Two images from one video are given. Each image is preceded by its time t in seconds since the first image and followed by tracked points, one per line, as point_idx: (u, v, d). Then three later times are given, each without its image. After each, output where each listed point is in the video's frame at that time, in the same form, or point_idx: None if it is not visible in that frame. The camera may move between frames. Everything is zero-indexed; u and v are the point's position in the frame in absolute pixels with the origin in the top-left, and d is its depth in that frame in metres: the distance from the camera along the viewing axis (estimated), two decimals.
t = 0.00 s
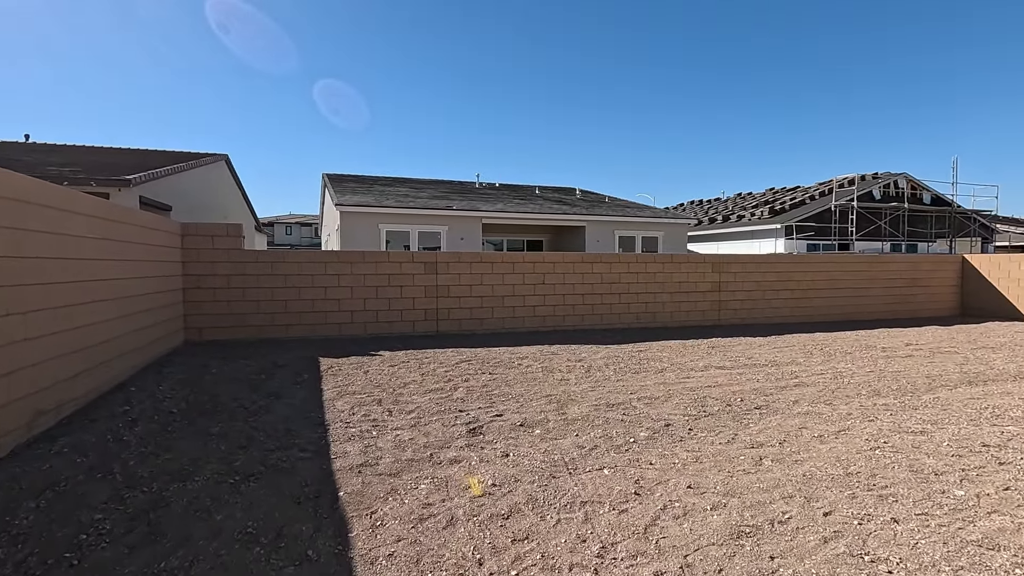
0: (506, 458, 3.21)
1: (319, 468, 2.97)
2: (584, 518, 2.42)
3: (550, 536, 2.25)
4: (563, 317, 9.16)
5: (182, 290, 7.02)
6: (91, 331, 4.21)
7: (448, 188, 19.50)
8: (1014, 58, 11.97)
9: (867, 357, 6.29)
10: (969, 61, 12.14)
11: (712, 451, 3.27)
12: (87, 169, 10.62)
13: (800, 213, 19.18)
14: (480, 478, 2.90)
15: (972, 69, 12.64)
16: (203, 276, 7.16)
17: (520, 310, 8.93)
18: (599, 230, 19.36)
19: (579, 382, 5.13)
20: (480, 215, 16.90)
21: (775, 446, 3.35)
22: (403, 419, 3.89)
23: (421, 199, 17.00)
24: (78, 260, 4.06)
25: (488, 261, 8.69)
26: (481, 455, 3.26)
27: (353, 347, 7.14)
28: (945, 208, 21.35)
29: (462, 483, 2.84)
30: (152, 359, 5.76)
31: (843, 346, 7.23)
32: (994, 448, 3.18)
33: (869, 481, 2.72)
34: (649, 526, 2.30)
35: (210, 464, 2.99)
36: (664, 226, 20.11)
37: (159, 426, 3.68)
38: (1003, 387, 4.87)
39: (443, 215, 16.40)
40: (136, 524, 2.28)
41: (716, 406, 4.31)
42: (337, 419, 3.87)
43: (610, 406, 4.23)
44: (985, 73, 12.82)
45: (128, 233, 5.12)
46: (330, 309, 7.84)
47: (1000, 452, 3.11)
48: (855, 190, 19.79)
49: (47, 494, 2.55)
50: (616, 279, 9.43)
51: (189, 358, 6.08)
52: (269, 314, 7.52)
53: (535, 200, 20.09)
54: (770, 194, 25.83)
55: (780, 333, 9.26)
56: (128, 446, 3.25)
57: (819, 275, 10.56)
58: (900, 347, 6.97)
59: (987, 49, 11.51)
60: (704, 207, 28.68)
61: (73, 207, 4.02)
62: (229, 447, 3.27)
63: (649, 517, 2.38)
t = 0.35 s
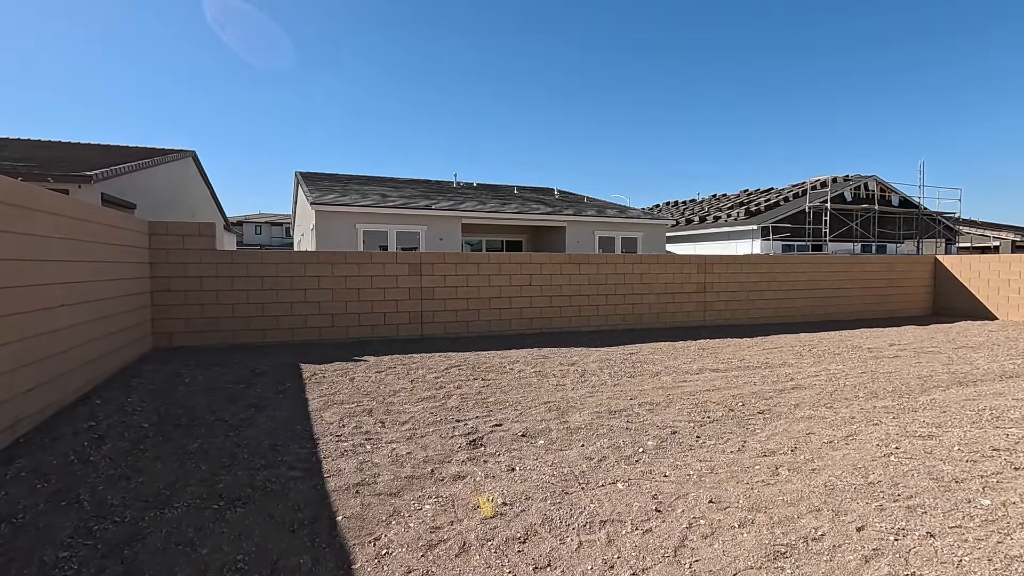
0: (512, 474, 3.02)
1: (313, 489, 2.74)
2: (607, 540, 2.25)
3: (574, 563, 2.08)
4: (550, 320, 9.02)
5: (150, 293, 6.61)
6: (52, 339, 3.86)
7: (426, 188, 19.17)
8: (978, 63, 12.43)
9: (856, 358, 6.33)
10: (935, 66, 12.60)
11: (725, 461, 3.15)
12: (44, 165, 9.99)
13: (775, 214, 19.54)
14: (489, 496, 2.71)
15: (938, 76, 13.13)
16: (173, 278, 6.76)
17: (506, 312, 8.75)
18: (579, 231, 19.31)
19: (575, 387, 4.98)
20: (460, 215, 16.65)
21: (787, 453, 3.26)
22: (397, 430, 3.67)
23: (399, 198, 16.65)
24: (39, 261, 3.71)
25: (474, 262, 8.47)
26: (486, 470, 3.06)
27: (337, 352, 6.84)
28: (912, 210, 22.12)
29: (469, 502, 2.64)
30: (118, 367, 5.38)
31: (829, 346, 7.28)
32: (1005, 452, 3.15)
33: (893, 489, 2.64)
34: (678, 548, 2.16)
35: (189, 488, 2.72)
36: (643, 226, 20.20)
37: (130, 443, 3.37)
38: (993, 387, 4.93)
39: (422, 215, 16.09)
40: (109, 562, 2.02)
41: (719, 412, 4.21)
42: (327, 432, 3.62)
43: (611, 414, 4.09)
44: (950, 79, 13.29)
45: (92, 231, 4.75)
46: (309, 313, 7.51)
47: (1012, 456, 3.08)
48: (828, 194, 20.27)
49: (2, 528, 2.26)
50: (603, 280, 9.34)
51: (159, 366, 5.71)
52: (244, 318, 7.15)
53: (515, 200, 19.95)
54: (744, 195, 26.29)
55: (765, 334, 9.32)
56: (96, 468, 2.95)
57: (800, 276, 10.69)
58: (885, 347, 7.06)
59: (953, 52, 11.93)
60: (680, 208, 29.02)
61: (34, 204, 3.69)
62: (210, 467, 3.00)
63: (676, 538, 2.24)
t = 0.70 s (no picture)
0: (517, 487, 2.86)
1: (305, 510, 2.52)
2: (630, 559, 2.12)
3: None
4: (533, 320, 8.90)
5: (111, 295, 6.17)
6: None
7: (400, 186, 18.80)
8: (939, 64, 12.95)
9: (839, 357, 6.41)
10: (900, 67, 13.05)
11: (734, 467, 3.06)
12: None
13: (747, 215, 20.04)
14: (497, 513, 2.55)
15: (902, 77, 13.61)
16: (136, 280, 6.33)
17: (489, 313, 8.57)
18: (554, 230, 19.23)
19: (568, 391, 4.85)
20: (434, 213, 16.34)
21: (795, 458, 3.19)
22: (389, 442, 3.46)
23: (372, 197, 16.25)
24: None
25: (456, 261, 8.25)
26: (489, 483, 2.90)
27: (315, 356, 6.53)
28: (874, 212, 23.01)
29: (477, 520, 2.47)
30: (76, 376, 4.97)
31: (810, 346, 7.38)
32: (1006, 452, 3.16)
33: (910, 494, 2.59)
34: (706, 565, 2.05)
35: (166, 514, 2.45)
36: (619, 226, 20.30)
37: (93, 463, 3.06)
38: (975, 384, 5.03)
39: (394, 214, 15.71)
40: None
41: (717, 415, 4.14)
42: (314, 445, 3.38)
43: (610, 419, 3.97)
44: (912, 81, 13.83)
45: (47, 228, 4.35)
46: (283, 316, 7.16)
47: (1014, 456, 3.09)
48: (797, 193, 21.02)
49: None
50: (585, 281, 9.26)
51: (122, 374, 5.31)
52: (213, 321, 6.75)
53: (491, 199, 19.80)
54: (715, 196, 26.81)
55: (745, 334, 9.44)
56: (56, 493, 2.64)
57: (776, 276, 10.89)
58: (864, 346, 7.19)
59: (917, 55, 12.38)
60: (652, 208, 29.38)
61: None
62: (188, 488, 2.73)
63: (702, 554, 2.12)
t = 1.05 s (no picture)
0: (513, 506, 2.68)
1: (282, 542, 2.29)
2: None
3: None
4: (511, 323, 8.73)
5: (59, 300, 5.69)
6: None
7: (371, 186, 18.35)
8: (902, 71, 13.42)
9: (818, 359, 6.47)
10: (866, 70, 13.48)
11: (734, 479, 2.96)
12: None
13: (718, 217, 20.56)
14: (495, 537, 2.37)
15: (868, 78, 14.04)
16: (88, 283, 5.86)
17: (467, 317, 8.35)
18: (527, 231, 19.08)
19: (555, 399, 4.70)
20: (406, 213, 15.98)
21: (793, 467, 3.12)
22: (371, 458, 3.23)
23: (342, 196, 15.78)
24: None
25: (433, 263, 7.99)
26: (483, 503, 2.72)
27: (285, 363, 6.20)
28: (837, 215, 23.87)
29: (474, 547, 2.29)
30: (19, 389, 4.54)
31: (788, 348, 7.46)
32: (998, 457, 3.17)
33: (917, 504, 2.53)
34: None
35: (124, 551, 2.18)
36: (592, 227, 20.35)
37: (38, 491, 2.73)
38: (951, 386, 5.12)
39: (364, 213, 15.28)
40: None
41: (709, 421, 4.05)
42: (289, 465, 3.13)
43: (602, 428, 3.84)
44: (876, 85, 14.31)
45: None
46: (250, 321, 6.77)
47: (1006, 460, 3.10)
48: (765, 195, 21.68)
49: None
50: (564, 283, 9.16)
51: (72, 386, 4.89)
52: (174, 327, 6.33)
53: (465, 199, 19.58)
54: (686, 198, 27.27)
55: (722, 335, 9.53)
56: None
57: (749, 278, 11.06)
58: (839, 348, 7.31)
59: (881, 59, 12.82)
60: (624, 210, 29.66)
61: None
62: (148, 519, 2.45)
63: None
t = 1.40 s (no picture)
0: (505, 527, 2.44)
1: None
2: None
3: None
4: (489, 325, 8.48)
5: None
6: None
7: (342, 184, 17.82)
8: (876, 78, 13.67)
9: (799, 360, 6.47)
10: (841, 74, 13.71)
11: (736, 489, 2.79)
12: None
13: (691, 218, 20.85)
14: (487, 565, 2.13)
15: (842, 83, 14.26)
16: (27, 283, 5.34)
17: (443, 318, 8.04)
18: (503, 230, 18.87)
19: (539, 404, 4.49)
20: (378, 211, 15.57)
21: (793, 474, 2.98)
22: (346, 475, 2.94)
23: (312, 194, 15.24)
24: None
25: (408, 262, 7.65)
26: (471, 524, 2.47)
27: (249, 369, 5.78)
28: (803, 216, 24.62)
29: None
30: None
31: (767, 348, 7.46)
32: (997, 458, 3.11)
33: (931, 513, 2.41)
34: None
35: None
36: (567, 227, 20.28)
37: None
38: (932, 385, 5.15)
39: (335, 211, 14.79)
40: None
41: (700, 426, 3.91)
42: (253, 484, 2.81)
43: (592, 435, 3.64)
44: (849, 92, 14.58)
45: None
46: (211, 323, 6.31)
47: (1004, 462, 3.04)
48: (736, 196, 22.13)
49: None
50: (543, 283, 8.97)
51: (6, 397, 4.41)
52: (126, 331, 5.83)
53: (439, 198, 19.25)
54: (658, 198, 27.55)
55: (700, 335, 9.55)
56: None
57: (725, 278, 11.15)
58: (817, 348, 7.36)
59: (855, 63, 13.03)
60: (598, 210, 29.76)
61: None
62: (84, 556, 2.11)
63: None
